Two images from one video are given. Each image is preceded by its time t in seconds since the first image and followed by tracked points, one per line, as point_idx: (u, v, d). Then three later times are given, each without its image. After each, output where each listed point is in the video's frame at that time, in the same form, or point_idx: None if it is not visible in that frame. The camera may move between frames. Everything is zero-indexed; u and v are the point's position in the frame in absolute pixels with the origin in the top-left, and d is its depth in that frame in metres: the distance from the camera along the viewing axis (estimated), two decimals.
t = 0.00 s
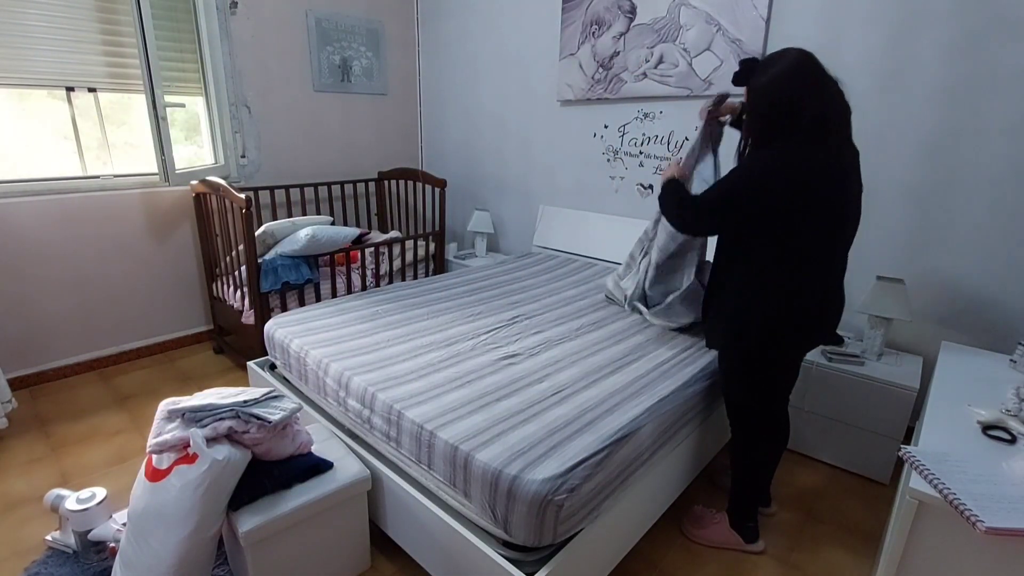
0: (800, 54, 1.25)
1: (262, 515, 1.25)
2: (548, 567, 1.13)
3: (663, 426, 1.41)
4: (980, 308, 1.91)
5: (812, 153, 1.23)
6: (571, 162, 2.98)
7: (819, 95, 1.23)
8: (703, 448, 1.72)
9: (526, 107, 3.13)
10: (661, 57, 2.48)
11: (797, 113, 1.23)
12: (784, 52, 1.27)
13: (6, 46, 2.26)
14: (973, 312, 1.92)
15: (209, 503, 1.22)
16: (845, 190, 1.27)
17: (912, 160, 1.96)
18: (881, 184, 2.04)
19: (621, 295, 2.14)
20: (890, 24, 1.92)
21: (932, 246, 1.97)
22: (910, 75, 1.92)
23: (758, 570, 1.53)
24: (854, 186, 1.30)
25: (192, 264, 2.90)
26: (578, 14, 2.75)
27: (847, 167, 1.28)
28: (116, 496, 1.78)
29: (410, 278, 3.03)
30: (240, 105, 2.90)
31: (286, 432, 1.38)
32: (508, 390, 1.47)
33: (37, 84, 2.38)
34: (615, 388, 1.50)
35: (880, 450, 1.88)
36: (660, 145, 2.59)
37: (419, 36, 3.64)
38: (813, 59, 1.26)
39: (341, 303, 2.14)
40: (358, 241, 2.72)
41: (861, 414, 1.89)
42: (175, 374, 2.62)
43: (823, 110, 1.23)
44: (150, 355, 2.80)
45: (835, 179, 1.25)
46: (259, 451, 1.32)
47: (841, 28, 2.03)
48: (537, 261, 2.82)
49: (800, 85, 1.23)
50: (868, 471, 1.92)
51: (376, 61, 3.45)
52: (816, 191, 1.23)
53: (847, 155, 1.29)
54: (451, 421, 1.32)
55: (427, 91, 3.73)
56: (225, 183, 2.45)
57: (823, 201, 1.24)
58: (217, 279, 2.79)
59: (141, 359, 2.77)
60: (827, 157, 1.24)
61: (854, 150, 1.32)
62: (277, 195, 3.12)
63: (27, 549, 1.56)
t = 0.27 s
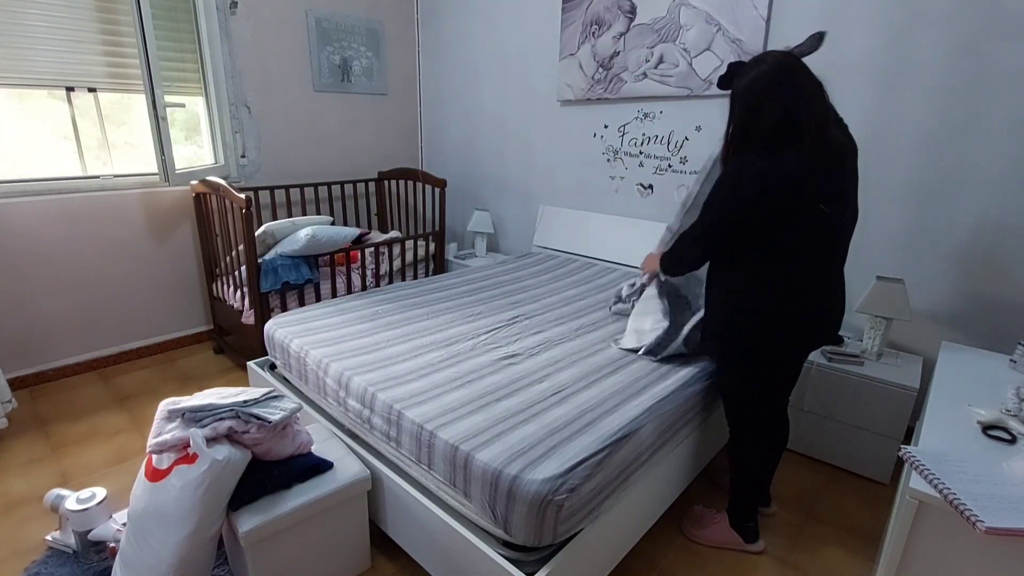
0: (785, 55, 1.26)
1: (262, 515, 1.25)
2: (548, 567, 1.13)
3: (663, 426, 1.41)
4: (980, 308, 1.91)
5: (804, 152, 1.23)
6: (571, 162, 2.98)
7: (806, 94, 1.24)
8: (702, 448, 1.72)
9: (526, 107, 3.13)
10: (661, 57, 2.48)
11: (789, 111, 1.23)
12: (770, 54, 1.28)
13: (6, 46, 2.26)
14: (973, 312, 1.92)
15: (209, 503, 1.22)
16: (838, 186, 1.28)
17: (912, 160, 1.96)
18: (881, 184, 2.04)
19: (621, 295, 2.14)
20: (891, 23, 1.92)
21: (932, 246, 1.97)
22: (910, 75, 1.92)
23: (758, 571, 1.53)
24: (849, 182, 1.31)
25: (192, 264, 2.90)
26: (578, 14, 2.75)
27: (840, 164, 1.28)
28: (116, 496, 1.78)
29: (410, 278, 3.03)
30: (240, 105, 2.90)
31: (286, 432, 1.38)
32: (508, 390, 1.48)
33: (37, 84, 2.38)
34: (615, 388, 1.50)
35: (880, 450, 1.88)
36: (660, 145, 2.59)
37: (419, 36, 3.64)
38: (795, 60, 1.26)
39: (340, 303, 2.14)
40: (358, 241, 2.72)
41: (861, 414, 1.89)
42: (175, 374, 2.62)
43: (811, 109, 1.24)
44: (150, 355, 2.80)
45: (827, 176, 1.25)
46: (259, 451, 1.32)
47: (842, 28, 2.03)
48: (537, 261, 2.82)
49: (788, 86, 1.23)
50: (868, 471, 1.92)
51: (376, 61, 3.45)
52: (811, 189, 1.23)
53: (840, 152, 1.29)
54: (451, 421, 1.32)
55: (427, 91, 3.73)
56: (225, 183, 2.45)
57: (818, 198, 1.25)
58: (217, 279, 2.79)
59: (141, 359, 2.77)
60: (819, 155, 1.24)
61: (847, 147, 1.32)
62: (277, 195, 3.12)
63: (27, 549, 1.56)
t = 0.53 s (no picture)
0: (813, 52, 1.24)
1: (262, 515, 1.25)
2: (548, 566, 1.13)
3: (663, 426, 1.41)
4: (980, 308, 1.91)
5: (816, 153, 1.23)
6: (571, 162, 2.98)
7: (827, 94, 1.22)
8: (702, 448, 1.72)
9: (526, 107, 3.13)
10: (661, 57, 2.48)
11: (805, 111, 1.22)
12: (795, 51, 1.26)
13: (5, 46, 2.26)
14: (973, 312, 1.92)
15: (209, 503, 1.22)
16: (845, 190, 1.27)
17: (912, 160, 1.96)
18: (881, 185, 2.04)
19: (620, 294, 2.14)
20: (891, 23, 1.92)
21: (932, 246, 1.97)
22: (910, 75, 1.92)
23: (758, 570, 1.53)
24: (855, 186, 1.30)
25: (192, 264, 2.90)
26: (578, 14, 2.75)
27: (849, 166, 1.27)
28: (116, 496, 1.78)
29: (410, 278, 3.03)
30: (240, 105, 2.90)
31: (286, 432, 1.38)
32: (508, 390, 1.48)
33: (38, 84, 2.38)
34: (614, 388, 1.50)
35: (879, 451, 1.88)
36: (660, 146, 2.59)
37: (419, 36, 3.64)
38: (829, 57, 1.25)
39: (341, 303, 2.14)
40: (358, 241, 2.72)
41: (861, 415, 1.89)
42: (175, 374, 2.62)
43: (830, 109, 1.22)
44: (150, 355, 2.80)
45: (835, 179, 1.25)
46: (259, 451, 1.32)
47: (841, 28, 2.03)
48: (537, 261, 2.82)
49: (808, 84, 1.22)
50: (868, 471, 1.92)
51: (376, 61, 3.45)
52: (816, 192, 1.23)
53: (850, 155, 1.28)
54: (452, 421, 1.32)
55: (427, 91, 3.73)
56: (225, 183, 2.45)
57: (823, 201, 1.25)
58: (217, 279, 2.79)
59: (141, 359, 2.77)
60: (830, 158, 1.24)
61: (858, 150, 1.31)
62: (277, 195, 3.12)
63: (27, 549, 1.56)
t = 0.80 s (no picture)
0: (818, 55, 1.24)
1: (262, 515, 1.25)
2: (548, 566, 1.13)
3: (664, 426, 1.41)
4: (980, 308, 1.91)
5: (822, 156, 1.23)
6: (571, 162, 2.98)
7: (830, 97, 1.23)
8: (702, 448, 1.72)
9: (526, 107, 3.13)
10: (661, 57, 2.48)
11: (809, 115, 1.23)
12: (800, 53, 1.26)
13: (5, 46, 2.26)
14: (973, 312, 1.92)
15: (209, 503, 1.22)
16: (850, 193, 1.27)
17: (912, 160, 1.96)
18: (881, 185, 2.04)
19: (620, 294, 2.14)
20: (890, 23, 1.92)
21: (932, 246, 1.97)
22: (909, 75, 1.92)
23: (758, 571, 1.53)
24: (858, 189, 1.30)
25: (192, 264, 2.90)
26: (578, 14, 2.75)
27: (850, 167, 1.28)
28: (116, 496, 1.78)
29: (410, 278, 3.03)
30: (240, 105, 2.90)
31: (286, 432, 1.38)
32: (508, 390, 1.48)
33: (38, 84, 2.38)
34: (614, 388, 1.50)
35: (879, 451, 1.88)
36: (660, 146, 2.60)
37: (419, 36, 3.64)
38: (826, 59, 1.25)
39: (340, 303, 2.13)
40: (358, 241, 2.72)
41: (862, 415, 1.89)
42: (175, 374, 2.62)
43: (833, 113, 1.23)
44: (151, 355, 2.80)
45: (841, 183, 1.24)
46: (259, 451, 1.32)
47: (841, 28, 2.03)
48: (536, 261, 2.81)
49: (813, 87, 1.23)
50: (868, 472, 1.92)
51: (376, 61, 3.45)
52: (824, 195, 1.23)
53: (853, 158, 1.29)
54: (451, 421, 1.32)
55: (426, 91, 3.73)
56: (225, 183, 2.45)
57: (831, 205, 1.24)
58: (217, 279, 2.79)
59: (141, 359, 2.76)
60: (835, 161, 1.24)
61: (858, 153, 1.32)
62: (277, 195, 3.12)
63: (27, 549, 1.56)
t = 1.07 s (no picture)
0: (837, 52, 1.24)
1: (262, 515, 1.25)
2: (548, 566, 1.13)
3: (664, 426, 1.41)
4: (980, 308, 1.91)
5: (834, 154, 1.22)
6: (571, 162, 2.98)
7: (846, 95, 1.22)
8: (702, 448, 1.72)
9: (526, 107, 3.13)
10: (661, 57, 2.48)
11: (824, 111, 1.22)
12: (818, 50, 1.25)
13: (5, 46, 2.26)
14: (972, 312, 1.92)
15: (209, 503, 1.22)
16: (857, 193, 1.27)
17: (912, 160, 1.96)
18: (881, 185, 2.04)
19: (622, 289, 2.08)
20: (890, 23, 1.92)
21: (932, 246, 1.97)
22: (909, 75, 1.92)
23: (759, 571, 1.53)
24: (865, 189, 1.30)
25: (192, 264, 2.90)
26: (578, 14, 2.75)
27: (861, 169, 1.27)
28: (116, 496, 1.78)
29: (410, 278, 3.03)
30: (240, 105, 2.90)
31: (286, 432, 1.37)
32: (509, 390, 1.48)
33: (38, 84, 2.38)
34: (614, 388, 1.50)
35: (880, 450, 1.88)
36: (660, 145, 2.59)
37: (419, 36, 3.64)
38: (851, 59, 1.24)
39: (341, 303, 2.13)
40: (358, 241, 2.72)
41: (862, 415, 1.89)
42: (175, 374, 2.62)
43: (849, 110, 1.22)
44: (151, 355, 2.80)
45: (849, 181, 1.24)
46: (259, 451, 1.32)
47: (841, 28, 2.03)
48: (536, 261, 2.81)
49: (828, 84, 1.22)
50: (869, 472, 1.92)
51: (376, 60, 3.45)
52: (831, 193, 1.23)
53: (862, 160, 1.28)
54: (452, 421, 1.32)
55: (426, 91, 3.73)
56: (225, 183, 2.45)
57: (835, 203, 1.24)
58: (217, 279, 2.79)
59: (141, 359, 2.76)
60: (845, 159, 1.23)
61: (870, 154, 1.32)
62: (277, 195, 3.12)
63: (27, 549, 1.56)
